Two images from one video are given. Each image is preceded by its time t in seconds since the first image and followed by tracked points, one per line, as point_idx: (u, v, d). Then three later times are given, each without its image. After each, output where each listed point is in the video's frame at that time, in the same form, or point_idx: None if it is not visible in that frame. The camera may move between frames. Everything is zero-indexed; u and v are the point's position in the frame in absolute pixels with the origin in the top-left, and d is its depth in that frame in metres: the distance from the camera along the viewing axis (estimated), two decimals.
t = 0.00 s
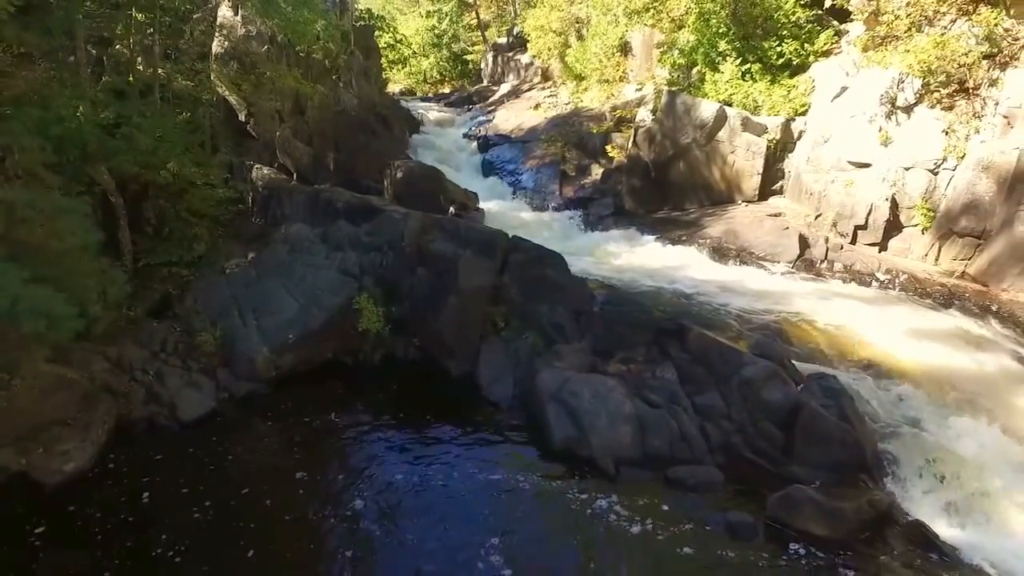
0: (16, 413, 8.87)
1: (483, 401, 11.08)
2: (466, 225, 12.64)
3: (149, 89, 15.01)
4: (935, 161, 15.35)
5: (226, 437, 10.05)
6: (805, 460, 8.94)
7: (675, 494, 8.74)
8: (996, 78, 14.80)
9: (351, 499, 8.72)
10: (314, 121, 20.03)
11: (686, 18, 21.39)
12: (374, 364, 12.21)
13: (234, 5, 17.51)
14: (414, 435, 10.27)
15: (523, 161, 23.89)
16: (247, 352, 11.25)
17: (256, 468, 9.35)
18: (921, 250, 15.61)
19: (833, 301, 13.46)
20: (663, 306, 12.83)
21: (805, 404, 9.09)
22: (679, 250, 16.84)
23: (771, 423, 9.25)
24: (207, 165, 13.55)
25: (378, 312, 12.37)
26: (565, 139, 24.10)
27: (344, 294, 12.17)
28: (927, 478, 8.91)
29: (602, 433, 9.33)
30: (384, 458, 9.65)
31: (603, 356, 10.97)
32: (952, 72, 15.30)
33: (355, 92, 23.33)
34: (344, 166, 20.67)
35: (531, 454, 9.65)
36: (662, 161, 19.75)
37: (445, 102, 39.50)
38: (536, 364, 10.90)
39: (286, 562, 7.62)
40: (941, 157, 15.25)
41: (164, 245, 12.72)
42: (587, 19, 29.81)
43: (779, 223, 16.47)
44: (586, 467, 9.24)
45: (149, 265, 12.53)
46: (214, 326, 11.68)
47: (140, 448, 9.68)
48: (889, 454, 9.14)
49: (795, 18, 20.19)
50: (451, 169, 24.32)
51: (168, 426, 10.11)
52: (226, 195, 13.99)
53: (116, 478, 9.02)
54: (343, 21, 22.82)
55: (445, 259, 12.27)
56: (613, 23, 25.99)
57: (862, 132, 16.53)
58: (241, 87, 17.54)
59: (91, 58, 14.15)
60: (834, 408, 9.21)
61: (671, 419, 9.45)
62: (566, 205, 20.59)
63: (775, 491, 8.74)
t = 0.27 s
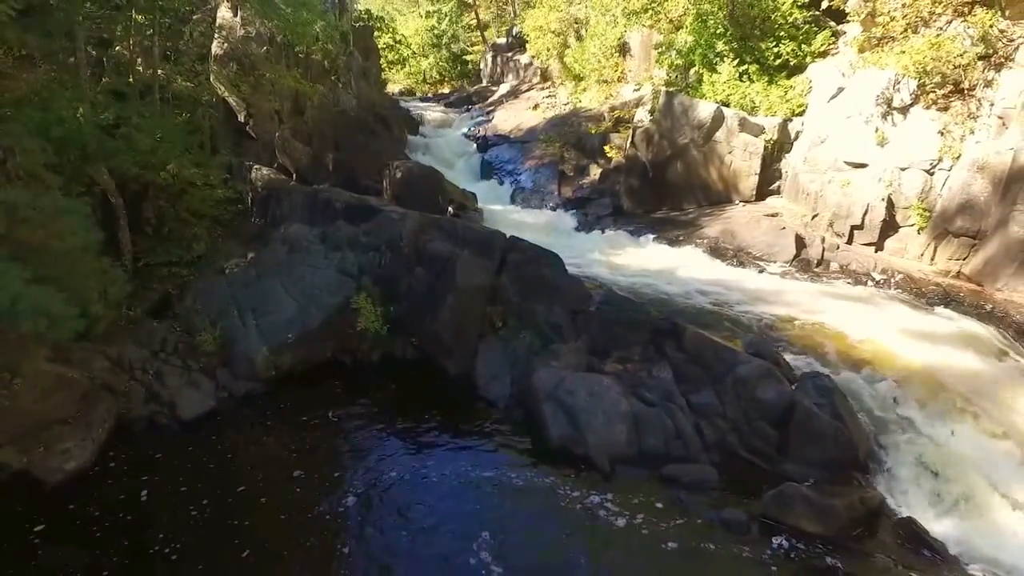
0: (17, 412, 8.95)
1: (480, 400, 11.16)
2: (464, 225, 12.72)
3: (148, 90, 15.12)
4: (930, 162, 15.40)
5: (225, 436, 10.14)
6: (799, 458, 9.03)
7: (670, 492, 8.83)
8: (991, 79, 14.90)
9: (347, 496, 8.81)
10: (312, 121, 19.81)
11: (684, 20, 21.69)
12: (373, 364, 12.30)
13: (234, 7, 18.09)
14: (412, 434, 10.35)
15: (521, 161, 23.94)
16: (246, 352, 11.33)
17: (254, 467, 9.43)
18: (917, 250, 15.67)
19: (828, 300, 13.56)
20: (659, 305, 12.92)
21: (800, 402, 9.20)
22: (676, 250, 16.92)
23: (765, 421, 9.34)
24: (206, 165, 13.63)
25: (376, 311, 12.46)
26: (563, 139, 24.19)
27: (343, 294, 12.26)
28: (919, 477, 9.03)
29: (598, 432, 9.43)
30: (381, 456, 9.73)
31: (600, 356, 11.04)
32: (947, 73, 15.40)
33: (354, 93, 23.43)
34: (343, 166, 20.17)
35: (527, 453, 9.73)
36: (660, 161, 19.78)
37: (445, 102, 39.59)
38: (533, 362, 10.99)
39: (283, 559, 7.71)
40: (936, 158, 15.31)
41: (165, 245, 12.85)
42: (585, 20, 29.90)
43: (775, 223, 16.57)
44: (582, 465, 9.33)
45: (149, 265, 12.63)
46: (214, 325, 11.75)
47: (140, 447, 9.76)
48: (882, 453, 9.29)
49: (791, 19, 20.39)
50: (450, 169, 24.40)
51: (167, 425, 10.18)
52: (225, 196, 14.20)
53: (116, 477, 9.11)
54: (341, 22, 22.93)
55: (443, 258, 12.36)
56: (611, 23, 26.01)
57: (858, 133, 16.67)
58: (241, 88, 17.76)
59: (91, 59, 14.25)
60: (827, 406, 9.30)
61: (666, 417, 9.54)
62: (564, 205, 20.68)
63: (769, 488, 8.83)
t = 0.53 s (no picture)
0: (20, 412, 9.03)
1: (479, 400, 11.23)
2: (463, 226, 12.80)
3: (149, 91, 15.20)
4: (927, 163, 15.49)
5: (226, 436, 10.21)
6: (794, 458, 9.12)
7: (666, 491, 8.92)
8: (987, 80, 15.04)
9: (345, 495, 8.91)
10: (312, 123, 20.07)
11: (682, 21, 21.88)
12: (372, 364, 12.38)
13: (234, 8, 17.92)
14: (411, 434, 10.43)
15: (521, 162, 24.03)
16: (247, 352, 11.41)
17: (254, 466, 9.52)
18: (914, 251, 15.76)
19: (825, 301, 13.66)
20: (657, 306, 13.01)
21: (796, 403, 9.28)
22: (674, 251, 17.00)
23: (761, 421, 9.42)
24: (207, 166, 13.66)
25: (376, 311, 12.52)
26: (563, 140, 24.28)
27: (343, 294, 12.32)
28: (913, 476, 9.11)
29: (596, 431, 9.50)
30: (379, 456, 9.81)
31: (598, 356, 11.12)
32: (944, 75, 15.47)
33: (354, 94, 23.50)
34: (343, 167, 20.44)
35: (525, 453, 9.81)
36: (659, 162, 19.88)
37: (445, 103, 39.66)
38: (532, 363, 11.09)
39: (282, 557, 7.79)
40: (933, 159, 15.40)
41: (166, 246, 12.99)
42: (585, 21, 29.99)
43: (773, 224, 16.69)
44: (579, 465, 9.41)
45: (149, 266, 12.80)
46: (214, 326, 11.83)
47: (141, 446, 9.83)
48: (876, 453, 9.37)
49: (789, 20, 20.49)
50: (450, 170, 24.49)
51: (168, 424, 10.26)
52: (226, 196, 14.32)
53: (117, 476, 9.18)
54: (341, 24, 23.02)
55: (442, 259, 12.45)
56: (610, 25, 26.12)
57: (856, 134, 16.77)
58: (241, 90, 17.58)
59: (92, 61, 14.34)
60: (822, 407, 9.36)
61: (663, 417, 9.63)
62: (563, 206, 20.74)
63: (764, 488, 8.90)
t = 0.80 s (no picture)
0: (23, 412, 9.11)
1: (478, 400, 11.30)
2: (463, 227, 12.87)
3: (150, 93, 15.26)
4: (925, 165, 15.55)
5: (226, 435, 10.30)
6: (789, 458, 9.21)
7: (663, 491, 8.99)
8: (984, 82, 15.10)
9: (345, 494, 9.00)
10: (313, 123, 20.17)
11: (681, 22, 21.99)
12: (372, 364, 12.46)
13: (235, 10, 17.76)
14: (411, 434, 10.51)
15: (521, 163, 24.18)
16: (248, 352, 11.49)
17: (254, 465, 9.61)
18: (912, 252, 15.84)
19: (822, 302, 13.74)
20: (656, 307, 13.07)
21: (792, 403, 9.35)
22: (673, 252, 17.06)
23: (757, 421, 9.50)
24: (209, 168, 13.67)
25: (376, 312, 12.60)
26: (562, 141, 24.39)
27: (343, 295, 12.39)
28: (909, 475, 9.21)
29: (594, 431, 9.58)
30: (380, 455, 9.91)
31: (596, 356, 11.19)
32: (941, 77, 15.54)
33: (354, 95, 23.57)
34: (343, 168, 20.73)
35: (523, 452, 9.89)
36: (658, 163, 20.00)
37: (445, 103, 39.70)
38: (531, 364, 11.17)
39: (281, 556, 7.86)
40: (931, 161, 15.46)
41: (166, 247, 13.05)
42: (584, 22, 29.86)
43: (771, 225, 16.71)
44: (577, 465, 9.48)
45: (150, 266, 12.90)
46: (215, 326, 11.90)
47: (142, 446, 9.91)
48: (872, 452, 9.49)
49: (789, 22, 20.52)
50: (450, 171, 24.59)
51: (169, 424, 10.33)
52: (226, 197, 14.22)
53: (118, 476, 9.25)
54: (341, 25, 23.07)
55: (441, 260, 12.52)
56: (610, 25, 26.18)
57: (855, 135, 16.80)
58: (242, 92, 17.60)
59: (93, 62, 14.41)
60: (818, 408, 9.44)
61: (661, 417, 9.71)
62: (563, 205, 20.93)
63: (760, 488, 8.97)
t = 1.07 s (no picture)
0: (26, 412, 9.19)
1: (477, 400, 11.39)
2: (462, 228, 12.95)
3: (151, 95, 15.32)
4: (923, 166, 15.65)
5: (228, 435, 10.38)
6: (786, 458, 9.29)
7: (661, 490, 9.08)
8: (982, 84, 15.16)
9: (347, 493, 9.09)
10: (314, 124, 20.24)
11: (680, 24, 21.97)
12: (372, 364, 12.55)
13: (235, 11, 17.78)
14: (410, 434, 10.59)
15: (521, 163, 24.29)
16: (248, 353, 11.56)
17: (254, 465, 9.69)
18: (910, 253, 15.93)
19: (820, 303, 13.80)
20: (656, 308, 13.15)
21: (789, 403, 9.43)
22: (672, 253, 17.11)
23: (754, 421, 9.59)
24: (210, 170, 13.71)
25: (376, 313, 12.68)
26: (562, 141, 24.51)
27: (343, 296, 12.49)
28: (905, 475, 9.29)
29: (592, 432, 9.66)
30: (380, 455, 9.99)
31: (595, 357, 11.27)
32: (939, 79, 15.52)
33: (355, 96, 23.64)
34: (343, 168, 20.92)
35: (522, 452, 9.99)
36: (658, 163, 19.93)
37: (445, 104, 39.76)
38: (530, 364, 11.27)
39: (280, 555, 7.94)
40: (929, 162, 15.55)
41: (167, 247, 13.12)
42: (584, 23, 29.77)
43: (770, 226, 16.74)
44: (575, 464, 9.58)
45: (152, 267, 12.97)
46: (216, 327, 11.98)
47: (144, 446, 9.99)
48: (868, 452, 9.56)
49: (788, 23, 20.54)
50: (451, 171, 24.69)
51: (170, 424, 10.41)
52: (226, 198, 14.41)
53: (120, 475, 9.32)
54: (341, 26, 23.14)
55: (441, 261, 12.60)
56: (610, 26, 26.24)
57: (853, 137, 16.86)
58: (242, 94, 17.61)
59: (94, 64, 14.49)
60: (814, 408, 9.54)
61: (658, 417, 9.81)
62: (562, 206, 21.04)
63: (757, 487, 9.06)
